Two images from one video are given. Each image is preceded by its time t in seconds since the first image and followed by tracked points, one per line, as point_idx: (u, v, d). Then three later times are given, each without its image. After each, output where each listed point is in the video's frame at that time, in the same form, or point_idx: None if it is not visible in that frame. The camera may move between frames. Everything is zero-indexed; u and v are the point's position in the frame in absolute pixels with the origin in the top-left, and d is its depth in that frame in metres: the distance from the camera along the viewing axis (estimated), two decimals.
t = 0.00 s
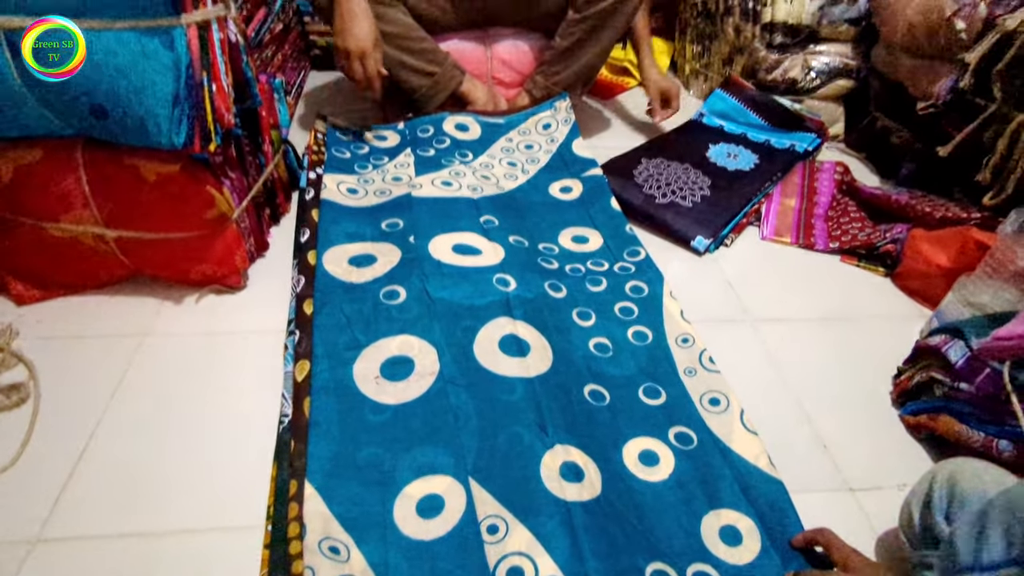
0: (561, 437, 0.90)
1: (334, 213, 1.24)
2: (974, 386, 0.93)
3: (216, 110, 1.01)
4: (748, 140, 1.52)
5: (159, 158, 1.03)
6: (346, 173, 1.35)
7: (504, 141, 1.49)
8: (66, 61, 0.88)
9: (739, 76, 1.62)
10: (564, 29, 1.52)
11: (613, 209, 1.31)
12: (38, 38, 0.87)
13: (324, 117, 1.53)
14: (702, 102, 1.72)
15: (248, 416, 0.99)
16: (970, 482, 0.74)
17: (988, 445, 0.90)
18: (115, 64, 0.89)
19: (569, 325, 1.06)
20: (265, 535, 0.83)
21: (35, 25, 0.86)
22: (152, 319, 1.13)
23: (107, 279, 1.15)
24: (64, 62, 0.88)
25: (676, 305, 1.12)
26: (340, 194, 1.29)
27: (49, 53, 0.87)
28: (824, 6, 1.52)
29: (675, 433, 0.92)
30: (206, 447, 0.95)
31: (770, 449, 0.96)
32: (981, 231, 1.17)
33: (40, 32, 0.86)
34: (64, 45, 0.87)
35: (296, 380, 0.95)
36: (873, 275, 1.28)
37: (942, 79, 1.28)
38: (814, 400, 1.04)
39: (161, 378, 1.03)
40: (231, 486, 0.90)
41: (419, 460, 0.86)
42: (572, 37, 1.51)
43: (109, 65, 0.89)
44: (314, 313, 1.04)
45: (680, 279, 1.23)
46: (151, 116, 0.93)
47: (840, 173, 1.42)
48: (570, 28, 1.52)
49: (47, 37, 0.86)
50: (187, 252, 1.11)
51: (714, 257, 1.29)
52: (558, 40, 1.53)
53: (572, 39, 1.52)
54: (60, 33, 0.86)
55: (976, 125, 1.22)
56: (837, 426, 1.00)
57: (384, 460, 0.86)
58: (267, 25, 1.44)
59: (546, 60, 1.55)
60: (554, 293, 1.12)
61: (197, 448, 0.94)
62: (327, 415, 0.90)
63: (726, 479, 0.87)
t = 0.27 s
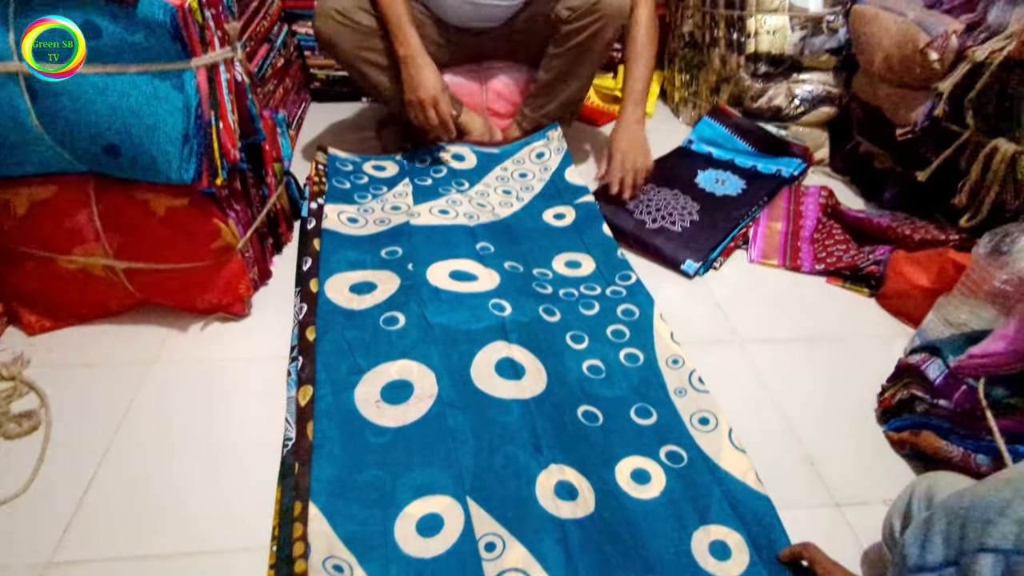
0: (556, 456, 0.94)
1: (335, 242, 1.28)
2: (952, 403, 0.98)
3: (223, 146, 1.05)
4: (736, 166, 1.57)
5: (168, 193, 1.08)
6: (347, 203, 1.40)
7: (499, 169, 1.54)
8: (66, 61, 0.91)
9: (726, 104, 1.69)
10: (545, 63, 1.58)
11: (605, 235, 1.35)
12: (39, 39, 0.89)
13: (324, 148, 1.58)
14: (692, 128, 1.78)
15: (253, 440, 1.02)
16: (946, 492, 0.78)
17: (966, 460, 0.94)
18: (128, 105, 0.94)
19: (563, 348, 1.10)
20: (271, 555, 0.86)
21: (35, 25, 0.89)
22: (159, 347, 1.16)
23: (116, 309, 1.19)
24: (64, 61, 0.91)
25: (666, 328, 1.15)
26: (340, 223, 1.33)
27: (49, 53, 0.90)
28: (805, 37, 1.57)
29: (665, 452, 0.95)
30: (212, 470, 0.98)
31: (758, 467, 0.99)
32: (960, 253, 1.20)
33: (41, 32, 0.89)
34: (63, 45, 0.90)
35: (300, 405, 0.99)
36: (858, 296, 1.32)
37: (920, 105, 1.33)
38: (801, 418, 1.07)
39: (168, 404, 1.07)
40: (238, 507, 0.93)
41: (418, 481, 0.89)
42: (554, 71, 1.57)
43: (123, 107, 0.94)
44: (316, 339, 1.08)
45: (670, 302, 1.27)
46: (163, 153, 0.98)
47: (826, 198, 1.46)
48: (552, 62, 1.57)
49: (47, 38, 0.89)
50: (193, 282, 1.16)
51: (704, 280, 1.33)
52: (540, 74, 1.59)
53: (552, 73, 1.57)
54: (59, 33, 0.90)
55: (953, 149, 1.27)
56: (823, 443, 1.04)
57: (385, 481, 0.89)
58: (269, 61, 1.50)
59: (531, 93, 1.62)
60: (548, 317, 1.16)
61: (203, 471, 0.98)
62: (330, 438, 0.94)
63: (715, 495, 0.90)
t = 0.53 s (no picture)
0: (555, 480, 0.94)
1: (334, 269, 1.29)
2: (948, 421, 0.99)
3: (225, 177, 1.06)
4: (728, 190, 1.60)
5: (169, 223, 1.09)
6: (346, 231, 1.41)
7: (495, 196, 1.56)
8: (65, 61, 0.92)
9: (717, 129, 1.72)
10: (533, 93, 1.61)
11: (601, 259, 1.37)
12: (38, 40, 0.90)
13: (323, 177, 1.60)
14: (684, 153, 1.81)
15: (253, 469, 1.02)
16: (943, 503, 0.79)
17: (965, 478, 0.95)
18: (134, 139, 0.96)
19: (561, 373, 1.11)
20: None
21: (35, 25, 0.90)
22: (159, 376, 1.17)
23: (116, 339, 1.20)
24: (63, 62, 0.92)
25: (663, 351, 1.16)
26: (340, 251, 1.34)
27: (49, 54, 0.91)
28: (793, 65, 1.60)
29: (666, 474, 0.96)
30: (211, 499, 0.98)
31: (758, 488, 1.00)
32: (951, 272, 1.22)
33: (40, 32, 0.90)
34: (63, 45, 0.91)
35: (300, 433, 0.99)
36: (853, 316, 1.33)
37: (908, 127, 1.36)
38: (800, 439, 1.08)
39: (168, 432, 1.07)
40: (238, 536, 0.93)
41: (418, 507, 0.90)
42: (539, 101, 1.60)
43: (128, 140, 0.96)
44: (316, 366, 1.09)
45: (668, 326, 1.28)
46: (165, 186, 0.99)
47: (817, 220, 1.48)
48: (537, 92, 1.60)
49: (47, 38, 0.90)
50: (193, 311, 1.16)
51: (700, 303, 1.35)
52: (528, 104, 1.62)
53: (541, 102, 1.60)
54: (60, 34, 0.90)
55: (941, 171, 1.29)
56: (822, 464, 1.04)
57: (386, 508, 0.89)
58: (269, 93, 1.52)
59: (521, 122, 1.65)
60: (546, 342, 1.17)
61: (203, 500, 0.98)
62: (330, 466, 0.94)
63: (716, 517, 0.91)
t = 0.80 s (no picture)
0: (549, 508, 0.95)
1: (329, 301, 1.31)
2: (936, 444, 1.00)
3: (222, 213, 1.08)
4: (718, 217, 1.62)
5: (167, 258, 1.11)
6: (341, 263, 1.43)
7: (489, 227, 1.58)
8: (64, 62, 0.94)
9: (705, 158, 1.75)
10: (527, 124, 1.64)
11: (593, 287, 1.39)
12: (38, 39, 0.94)
13: (318, 211, 1.62)
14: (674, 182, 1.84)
15: (249, 501, 1.02)
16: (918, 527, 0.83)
17: (954, 500, 0.97)
18: (134, 178, 0.99)
19: (554, 401, 1.12)
20: None
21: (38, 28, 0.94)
22: (155, 410, 1.17)
23: (113, 373, 1.21)
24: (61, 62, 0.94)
25: (655, 378, 1.18)
26: (335, 283, 1.36)
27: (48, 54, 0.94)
28: (777, 95, 1.65)
29: (659, 501, 0.97)
30: (207, 532, 0.98)
31: (750, 514, 1.01)
32: (935, 296, 1.24)
33: (39, 33, 0.94)
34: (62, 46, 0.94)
35: (295, 465, 1.00)
36: (843, 340, 1.35)
37: (888, 156, 1.40)
38: (792, 464, 1.09)
39: (164, 466, 1.08)
40: (233, 569, 0.93)
41: (413, 537, 0.90)
42: (534, 132, 1.63)
43: (128, 179, 0.99)
44: (312, 398, 1.10)
45: (660, 352, 1.29)
46: (164, 222, 1.02)
47: (805, 246, 1.51)
48: (532, 123, 1.63)
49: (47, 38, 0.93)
50: (190, 345, 1.18)
51: (692, 329, 1.36)
52: (522, 135, 1.64)
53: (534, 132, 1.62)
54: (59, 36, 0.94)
55: (923, 197, 1.33)
56: (815, 488, 1.05)
57: (381, 538, 0.90)
58: (266, 129, 1.55)
59: (516, 153, 1.67)
60: (540, 370, 1.18)
61: (198, 534, 0.98)
62: (325, 497, 0.95)
63: (709, 544, 0.91)
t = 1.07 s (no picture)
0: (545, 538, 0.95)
1: (326, 333, 1.32)
2: (928, 469, 1.01)
3: (221, 248, 1.11)
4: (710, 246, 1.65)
5: (166, 293, 1.12)
6: (338, 295, 1.45)
7: (483, 258, 1.60)
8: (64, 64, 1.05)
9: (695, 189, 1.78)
10: (529, 156, 1.68)
11: (587, 317, 1.41)
12: (39, 40, 1.07)
13: (315, 244, 1.64)
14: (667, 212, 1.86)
15: (245, 535, 1.02)
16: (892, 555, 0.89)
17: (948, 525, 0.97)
18: (136, 215, 1.01)
19: (550, 431, 1.13)
20: None
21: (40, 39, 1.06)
22: (152, 444, 1.18)
23: (111, 408, 1.21)
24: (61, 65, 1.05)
25: (649, 407, 1.19)
26: (332, 316, 1.38)
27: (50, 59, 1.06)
28: (764, 127, 1.68)
29: (654, 529, 0.97)
30: (203, 567, 0.98)
31: (746, 542, 1.01)
32: (922, 321, 1.27)
33: (39, 34, 1.07)
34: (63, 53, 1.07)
35: (292, 498, 1.00)
36: (835, 366, 1.36)
37: (874, 184, 1.42)
38: (787, 491, 1.09)
39: (160, 500, 1.08)
40: None
41: (410, 569, 0.91)
42: (537, 163, 1.67)
43: (130, 217, 1.01)
44: (309, 431, 1.11)
45: (654, 381, 1.30)
46: (164, 258, 1.03)
47: (796, 273, 1.53)
48: (534, 156, 1.67)
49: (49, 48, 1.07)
50: (188, 379, 1.18)
51: (685, 357, 1.38)
52: (524, 167, 1.68)
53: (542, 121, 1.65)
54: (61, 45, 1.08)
55: (910, 226, 1.36)
56: (809, 515, 1.06)
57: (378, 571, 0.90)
58: (265, 164, 1.58)
59: (516, 184, 1.71)
60: (535, 400, 1.19)
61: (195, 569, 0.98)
62: (322, 529, 0.95)
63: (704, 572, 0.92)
